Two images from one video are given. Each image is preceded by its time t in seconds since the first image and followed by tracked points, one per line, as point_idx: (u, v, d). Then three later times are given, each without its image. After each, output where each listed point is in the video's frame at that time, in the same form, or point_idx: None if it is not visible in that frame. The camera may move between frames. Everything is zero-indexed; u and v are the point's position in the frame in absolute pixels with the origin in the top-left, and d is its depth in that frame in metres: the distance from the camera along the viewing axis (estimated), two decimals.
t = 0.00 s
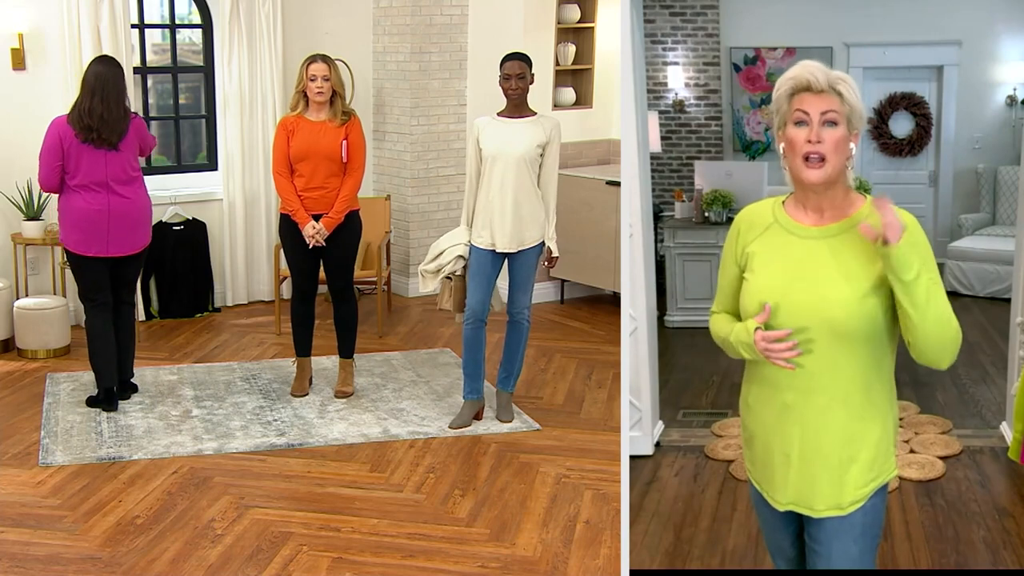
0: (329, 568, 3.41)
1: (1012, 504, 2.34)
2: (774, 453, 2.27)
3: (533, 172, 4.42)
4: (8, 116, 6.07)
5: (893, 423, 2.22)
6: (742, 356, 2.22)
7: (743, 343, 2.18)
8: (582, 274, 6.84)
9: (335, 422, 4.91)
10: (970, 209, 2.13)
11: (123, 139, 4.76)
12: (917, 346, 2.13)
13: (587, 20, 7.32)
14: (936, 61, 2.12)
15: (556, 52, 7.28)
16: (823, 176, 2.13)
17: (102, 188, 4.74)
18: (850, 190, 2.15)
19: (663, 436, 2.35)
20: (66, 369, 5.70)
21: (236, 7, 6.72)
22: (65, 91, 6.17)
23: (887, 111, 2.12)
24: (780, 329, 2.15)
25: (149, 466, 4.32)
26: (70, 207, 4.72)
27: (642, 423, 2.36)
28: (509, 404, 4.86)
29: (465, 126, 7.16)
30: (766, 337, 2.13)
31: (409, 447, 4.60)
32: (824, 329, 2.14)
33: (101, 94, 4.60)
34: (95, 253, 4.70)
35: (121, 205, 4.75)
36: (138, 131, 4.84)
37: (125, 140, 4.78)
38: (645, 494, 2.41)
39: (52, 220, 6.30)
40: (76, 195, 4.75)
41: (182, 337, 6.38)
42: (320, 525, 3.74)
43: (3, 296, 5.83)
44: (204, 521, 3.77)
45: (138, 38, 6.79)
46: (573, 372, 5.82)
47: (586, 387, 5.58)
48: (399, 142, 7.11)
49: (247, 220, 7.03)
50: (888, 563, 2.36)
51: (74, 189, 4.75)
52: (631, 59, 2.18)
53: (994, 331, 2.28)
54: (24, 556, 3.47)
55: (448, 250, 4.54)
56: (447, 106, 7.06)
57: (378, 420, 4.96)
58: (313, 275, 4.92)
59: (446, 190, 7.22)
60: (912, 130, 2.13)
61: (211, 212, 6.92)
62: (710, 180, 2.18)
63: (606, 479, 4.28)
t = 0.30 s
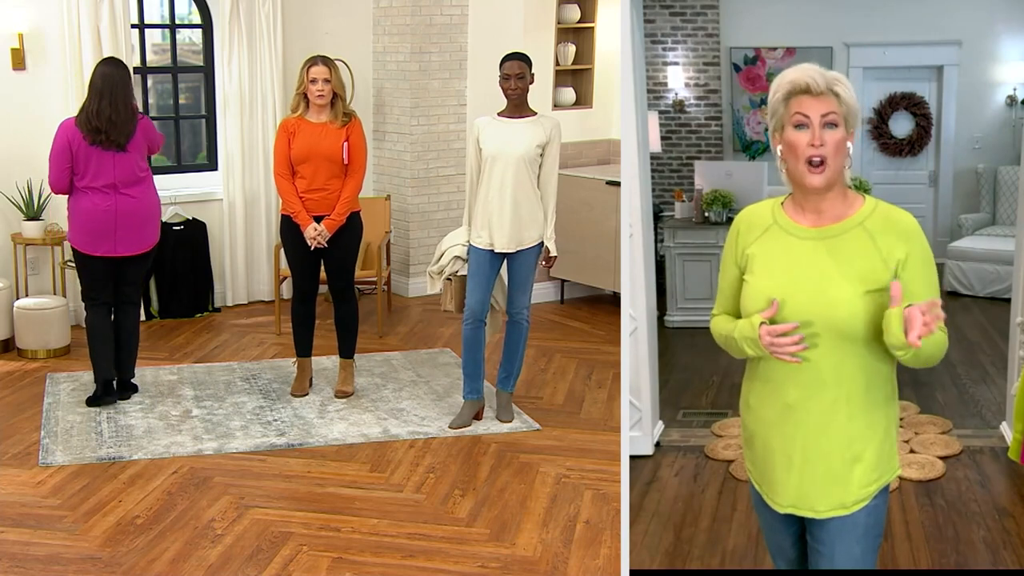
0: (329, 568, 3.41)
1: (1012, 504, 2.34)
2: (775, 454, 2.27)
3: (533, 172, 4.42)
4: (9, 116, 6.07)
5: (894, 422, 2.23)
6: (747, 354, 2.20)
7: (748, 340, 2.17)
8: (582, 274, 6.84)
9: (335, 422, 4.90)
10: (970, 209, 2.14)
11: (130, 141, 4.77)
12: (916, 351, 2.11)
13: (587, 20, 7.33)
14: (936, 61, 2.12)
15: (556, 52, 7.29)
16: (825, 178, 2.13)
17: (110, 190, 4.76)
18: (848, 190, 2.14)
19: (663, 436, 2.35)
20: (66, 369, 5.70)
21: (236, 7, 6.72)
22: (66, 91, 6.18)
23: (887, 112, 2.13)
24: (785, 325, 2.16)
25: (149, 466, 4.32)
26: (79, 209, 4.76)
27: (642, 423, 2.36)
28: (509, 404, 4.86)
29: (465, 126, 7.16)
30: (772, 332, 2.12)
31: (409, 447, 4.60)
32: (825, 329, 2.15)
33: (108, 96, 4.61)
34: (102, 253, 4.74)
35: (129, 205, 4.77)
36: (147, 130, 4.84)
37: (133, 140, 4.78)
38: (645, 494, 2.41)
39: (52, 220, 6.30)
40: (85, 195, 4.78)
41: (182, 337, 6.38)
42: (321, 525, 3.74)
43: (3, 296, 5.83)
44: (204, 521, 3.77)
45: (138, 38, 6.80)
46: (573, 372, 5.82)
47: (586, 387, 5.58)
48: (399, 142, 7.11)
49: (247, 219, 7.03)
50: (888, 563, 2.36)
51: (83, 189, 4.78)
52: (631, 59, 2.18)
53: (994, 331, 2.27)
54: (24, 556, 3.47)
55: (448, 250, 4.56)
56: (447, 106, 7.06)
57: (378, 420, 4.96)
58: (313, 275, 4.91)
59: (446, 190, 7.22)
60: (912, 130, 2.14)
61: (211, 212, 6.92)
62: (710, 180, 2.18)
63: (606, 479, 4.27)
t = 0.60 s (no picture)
0: (329, 568, 3.41)
1: (1012, 504, 2.35)
2: (777, 455, 2.28)
3: (534, 172, 4.42)
4: (9, 116, 6.07)
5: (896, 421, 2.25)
6: (751, 355, 2.21)
7: (753, 341, 2.17)
8: (581, 274, 6.84)
9: (335, 422, 4.90)
10: (970, 209, 2.13)
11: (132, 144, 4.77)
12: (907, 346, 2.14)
13: (587, 20, 7.33)
14: (936, 61, 2.12)
15: (556, 52, 7.28)
16: (827, 185, 2.13)
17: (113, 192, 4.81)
18: (849, 191, 2.14)
19: (663, 436, 2.35)
20: (66, 369, 5.70)
21: (236, 7, 6.72)
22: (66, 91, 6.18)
23: (887, 111, 2.12)
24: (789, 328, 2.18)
25: (149, 466, 4.32)
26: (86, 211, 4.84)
27: (642, 423, 2.37)
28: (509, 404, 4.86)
29: (465, 126, 7.16)
30: (777, 335, 2.13)
31: (409, 447, 4.60)
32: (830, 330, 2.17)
33: (106, 101, 4.63)
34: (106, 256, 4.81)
35: (131, 207, 4.79)
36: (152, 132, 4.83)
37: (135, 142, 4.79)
38: (645, 494, 2.41)
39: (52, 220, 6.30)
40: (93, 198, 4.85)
41: (182, 337, 6.38)
42: (321, 525, 3.74)
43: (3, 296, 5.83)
44: (204, 520, 3.77)
45: (138, 38, 6.79)
46: (573, 372, 5.82)
47: (586, 387, 5.58)
48: (399, 142, 7.11)
49: (247, 219, 7.03)
50: (888, 563, 2.37)
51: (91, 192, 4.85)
52: (632, 59, 2.19)
53: (994, 331, 2.27)
54: (24, 556, 3.47)
55: (448, 251, 4.54)
56: (448, 106, 7.06)
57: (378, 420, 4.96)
58: (314, 275, 4.91)
59: (446, 190, 7.22)
60: (912, 130, 2.13)
61: (211, 212, 6.92)
62: (710, 180, 2.17)
63: (606, 479, 4.28)
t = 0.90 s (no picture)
0: (329, 568, 3.41)
1: (1012, 504, 2.35)
2: (776, 455, 2.27)
3: (534, 172, 4.42)
4: (9, 116, 6.07)
5: (894, 421, 2.25)
6: (749, 355, 2.21)
7: (753, 341, 2.17)
8: (581, 274, 6.84)
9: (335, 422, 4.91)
10: (970, 209, 2.13)
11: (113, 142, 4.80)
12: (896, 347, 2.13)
13: (587, 20, 7.32)
14: (936, 61, 2.12)
15: (556, 52, 7.28)
16: (826, 186, 2.12)
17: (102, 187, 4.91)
18: (848, 190, 2.14)
19: (663, 436, 2.36)
20: (66, 369, 5.70)
21: (236, 7, 6.72)
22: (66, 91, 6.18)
23: (887, 111, 2.12)
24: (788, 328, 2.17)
25: (149, 466, 4.32)
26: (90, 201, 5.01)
27: (642, 423, 2.37)
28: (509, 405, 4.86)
29: (465, 126, 7.17)
30: (777, 335, 2.13)
31: (409, 447, 4.60)
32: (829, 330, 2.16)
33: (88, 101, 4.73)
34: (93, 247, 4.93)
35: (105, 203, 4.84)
36: (134, 134, 4.79)
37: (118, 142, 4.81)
38: (645, 494, 2.41)
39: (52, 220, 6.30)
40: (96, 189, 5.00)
41: (182, 337, 6.38)
42: (321, 525, 3.74)
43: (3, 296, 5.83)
44: (204, 520, 3.77)
45: (138, 38, 6.79)
46: (573, 372, 5.82)
47: (586, 387, 5.58)
48: (399, 142, 7.11)
49: (247, 219, 7.04)
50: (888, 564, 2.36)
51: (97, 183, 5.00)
52: (632, 59, 2.18)
53: (994, 331, 2.27)
54: (24, 556, 3.47)
55: (449, 251, 4.51)
56: (448, 106, 7.06)
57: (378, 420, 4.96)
58: (314, 275, 4.91)
59: (446, 190, 7.23)
60: (912, 130, 2.13)
61: (211, 212, 6.92)
62: (710, 180, 2.18)
63: (606, 479, 4.28)
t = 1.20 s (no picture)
0: (329, 568, 3.41)
1: (1012, 504, 2.34)
2: (774, 454, 2.28)
3: (533, 172, 4.42)
4: (9, 115, 6.08)
5: (893, 421, 2.25)
6: (745, 355, 2.21)
7: (749, 340, 2.18)
8: (581, 274, 6.84)
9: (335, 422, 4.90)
10: (970, 209, 2.13)
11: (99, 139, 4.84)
12: (888, 347, 2.14)
13: (587, 20, 7.32)
14: (936, 61, 2.12)
15: (556, 52, 7.27)
16: (823, 186, 2.15)
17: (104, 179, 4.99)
18: (848, 190, 2.16)
19: (663, 436, 2.35)
20: (66, 369, 5.70)
21: (236, 7, 6.72)
22: (65, 90, 6.17)
23: (887, 111, 2.13)
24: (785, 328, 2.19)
25: (149, 466, 4.32)
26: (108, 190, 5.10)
27: (642, 423, 2.36)
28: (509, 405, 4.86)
29: (465, 126, 7.17)
30: (772, 334, 2.14)
31: (409, 447, 4.60)
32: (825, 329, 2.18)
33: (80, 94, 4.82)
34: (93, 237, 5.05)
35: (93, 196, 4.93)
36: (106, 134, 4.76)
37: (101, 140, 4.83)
38: (645, 494, 2.41)
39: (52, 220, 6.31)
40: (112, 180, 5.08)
41: (182, 337, 6.38)
42: (321, 525, 3.74)
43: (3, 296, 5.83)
44: (204, 520, 3.77)
45: (138, 38, 6.79)
46: (573, 372, 5.82)
47: (586, 387, 5.58)
48: (399, 142, 7.11)
49: (247, 218, 7.03)
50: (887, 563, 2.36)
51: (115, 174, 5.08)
52: (632, 59, 2.18)
53: (993, 331, 2.27)
54: (24, 556, 3.47)
55: (449, 252, 4.51)
56: (448, 106, 7.07)
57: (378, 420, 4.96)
58: (314, 275, 4.91)
59: (446, 190, 7.23)
60: (912, 130, 2.13)
61: (211, 212, 6.92)
62: (710, 180, 2.17)
63: (606, 479, 4.27)
